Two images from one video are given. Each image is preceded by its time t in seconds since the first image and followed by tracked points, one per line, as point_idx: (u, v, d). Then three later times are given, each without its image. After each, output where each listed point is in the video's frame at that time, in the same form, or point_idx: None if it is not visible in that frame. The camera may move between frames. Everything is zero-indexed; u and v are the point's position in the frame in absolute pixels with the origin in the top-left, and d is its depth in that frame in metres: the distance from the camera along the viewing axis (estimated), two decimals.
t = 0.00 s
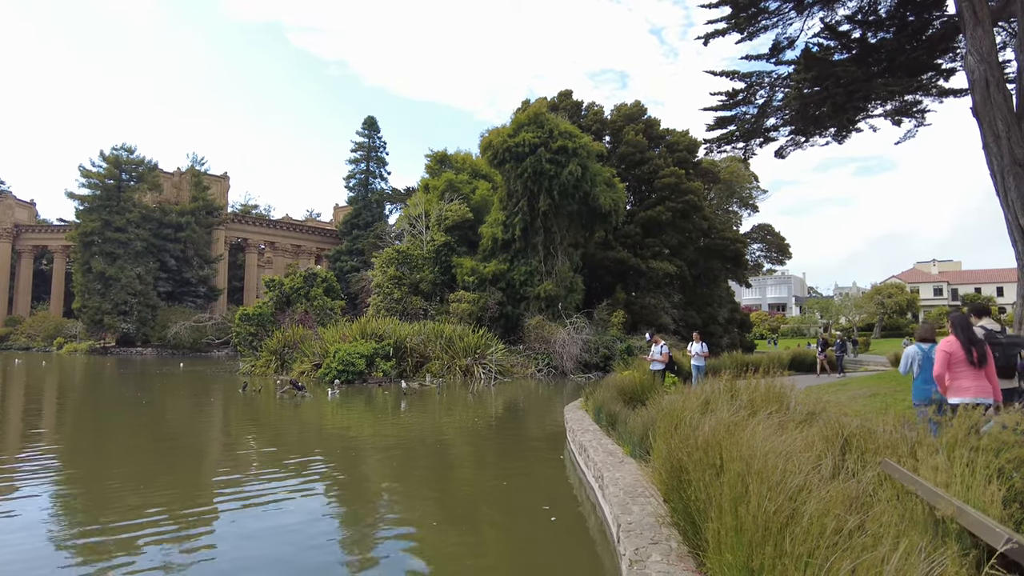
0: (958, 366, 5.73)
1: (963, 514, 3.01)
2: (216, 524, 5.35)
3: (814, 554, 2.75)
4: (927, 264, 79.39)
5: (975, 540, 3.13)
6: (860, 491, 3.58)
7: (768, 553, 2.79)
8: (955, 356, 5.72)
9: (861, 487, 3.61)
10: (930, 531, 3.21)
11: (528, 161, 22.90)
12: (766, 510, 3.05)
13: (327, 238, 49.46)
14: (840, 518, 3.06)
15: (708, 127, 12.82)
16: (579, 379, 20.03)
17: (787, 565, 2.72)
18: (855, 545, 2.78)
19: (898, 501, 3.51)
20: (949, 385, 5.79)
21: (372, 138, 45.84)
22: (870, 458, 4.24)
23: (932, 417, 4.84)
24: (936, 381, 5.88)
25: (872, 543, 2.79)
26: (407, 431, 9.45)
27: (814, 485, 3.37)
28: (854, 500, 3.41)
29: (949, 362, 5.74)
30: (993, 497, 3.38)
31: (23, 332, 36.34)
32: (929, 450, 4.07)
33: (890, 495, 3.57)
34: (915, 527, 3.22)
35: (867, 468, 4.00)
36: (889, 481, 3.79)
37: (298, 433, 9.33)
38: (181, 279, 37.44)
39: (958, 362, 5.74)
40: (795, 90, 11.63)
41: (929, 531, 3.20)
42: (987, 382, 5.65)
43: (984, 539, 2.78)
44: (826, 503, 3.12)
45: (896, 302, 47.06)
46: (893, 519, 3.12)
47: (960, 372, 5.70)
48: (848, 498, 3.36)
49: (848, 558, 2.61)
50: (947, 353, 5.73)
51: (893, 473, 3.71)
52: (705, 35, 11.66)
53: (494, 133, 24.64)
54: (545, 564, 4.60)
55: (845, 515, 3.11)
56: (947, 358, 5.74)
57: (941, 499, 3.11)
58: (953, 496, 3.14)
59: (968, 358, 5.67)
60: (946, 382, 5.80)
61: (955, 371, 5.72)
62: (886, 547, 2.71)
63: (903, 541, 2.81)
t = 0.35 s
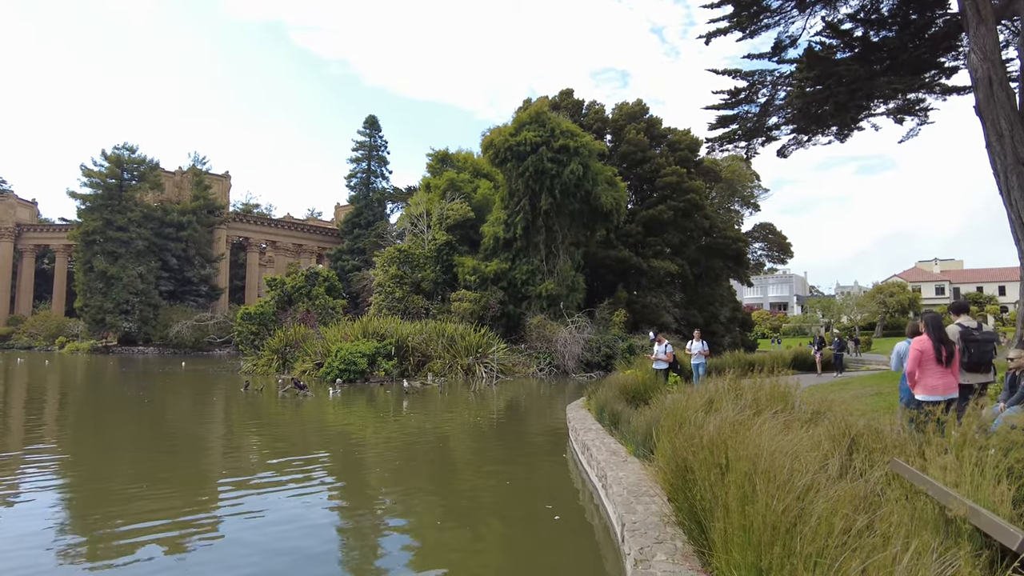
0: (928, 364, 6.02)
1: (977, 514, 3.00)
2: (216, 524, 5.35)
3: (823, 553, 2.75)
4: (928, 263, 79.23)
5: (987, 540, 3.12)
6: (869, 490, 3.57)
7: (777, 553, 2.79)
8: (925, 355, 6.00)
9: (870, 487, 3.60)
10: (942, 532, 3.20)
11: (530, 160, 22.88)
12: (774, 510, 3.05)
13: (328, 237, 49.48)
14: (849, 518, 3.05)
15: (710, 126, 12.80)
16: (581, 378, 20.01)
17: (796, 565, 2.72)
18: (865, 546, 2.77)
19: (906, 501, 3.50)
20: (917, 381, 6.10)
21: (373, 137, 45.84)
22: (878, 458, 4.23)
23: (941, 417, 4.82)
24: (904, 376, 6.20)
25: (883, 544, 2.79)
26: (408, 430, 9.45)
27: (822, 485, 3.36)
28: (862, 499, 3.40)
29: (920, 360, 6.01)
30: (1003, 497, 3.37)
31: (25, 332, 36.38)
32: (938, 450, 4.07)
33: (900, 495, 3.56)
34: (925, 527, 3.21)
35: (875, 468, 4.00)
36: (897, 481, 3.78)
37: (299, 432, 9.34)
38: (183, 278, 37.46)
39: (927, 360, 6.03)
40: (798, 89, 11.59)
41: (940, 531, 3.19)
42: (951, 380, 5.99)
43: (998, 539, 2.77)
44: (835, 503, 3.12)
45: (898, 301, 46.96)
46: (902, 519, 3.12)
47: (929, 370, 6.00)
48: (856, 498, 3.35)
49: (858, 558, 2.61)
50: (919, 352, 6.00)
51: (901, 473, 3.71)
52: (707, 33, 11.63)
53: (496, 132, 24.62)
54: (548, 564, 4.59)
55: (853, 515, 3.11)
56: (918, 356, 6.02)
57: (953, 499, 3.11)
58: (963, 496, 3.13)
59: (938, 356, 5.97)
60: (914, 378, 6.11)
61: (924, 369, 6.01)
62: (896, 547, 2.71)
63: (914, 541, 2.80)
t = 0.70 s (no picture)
0: (908, 364, 6.28)
1: (998, 515, 2.97)
2: (225, 522, 5.38)
3: (839, 555, 2.74)
4: (938, 262, 78.59)
5: (1008, 541, 3.09)
6: (885, 491, 3.55)
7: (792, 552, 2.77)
8: (906, 355, 6.27)
9: (887, 488, 3.57)
10: (961, 532, 3.16)
11: (536, 159, 22.87)
12: (789, 510, 3.03)
13: (335, 236, 49.62)
14: (865, 518, 3.03)
15: (718, 124, 12.76)
16: (588, 378, 19.97)
17: (812, 566, 2.71)
18: (882, 546, 2.76)
19: (923, 501, 3.47)
20: (897, 381, 6.35)
21: (380, 137, 45.92)
22: (893, 458, 4.20)
23: (957, 417, 4.77)
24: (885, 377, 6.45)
25: (901, 544, 2.76)
26: (416, 429, 9.48)
27: (837, 485, 3.34)
28: (878, 500, 3.38)
29: (901, 360, 6.28)
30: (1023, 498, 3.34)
31: (35, 331, 36.68)
32: (954, 450, 4.03)
33: (916, 495, 3.53)
34: (944, 527, 3.18)
35: (891, 468, 3.96)
36: (914, 481, 3.75)
37: (308, 431, 9.37)
38: (191, 278, 37.65)
39: (907, 360, 6.30)
40: (806, 87, 11.53)
41: (958, 531, 3.16)
42: (929, 379, 6.19)
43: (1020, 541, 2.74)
44: (850, 503, 3.10)
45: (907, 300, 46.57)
46: (920, 519, 3.09)
47: (908, 369, 6.25)
48: (872, 498, 3.33)
49: (876, 558, 2.58)
50: (899, 352, 6.29)
51: (918, 473, 3.68)
52: (714, 32, 11.59)
53: (502, 131, 24.63)
54: (558, 563, 4.58)
55: (869, 515, 3.09)
56: (898, 356, 6.30)
57: (974, 500, 3.08)
58: (984, 496, 3.10)
59: (917, 357, 6.23)
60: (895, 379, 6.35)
61: (904, 369, 6.28)
62: (914, 548, 2.69)
63: (933, 542, 2.78)
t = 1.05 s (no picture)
0: (894, 360, 6.83)
1: None
2: (242, 521, 5.41)
3: (863, 556, 2.71)
4: (957, 259, 77.40)
5: None
6: (909, 491, 3.51)
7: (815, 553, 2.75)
8: (891, 351, 6.83)
9: (911, 488, 3.53)
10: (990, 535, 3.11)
11: (550, 157, 22.83)
12: (812, 510, 3.00)
13: (349, 236, 49.92)
14: (889, 519, 2.99)
15: (733, 121, 12.67)
16: (603, 377, 19.92)
17: (836, 567, 2.68)
18: (907, 549, 2.72)
19: (949, 502, 3.42)
20: (886, 374, 6.92)
21: (393, 136, 46.11)
22: (917, 458, 4.13)
23: (982, 418, 4.69)
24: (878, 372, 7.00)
25: (927, 547, 2.73)
26: (430, 428, 9.51)
27: (860, 486, 3.30)
28: (903, 500, 3.34)
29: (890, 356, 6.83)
30: None
31: (56, 330, 37.25)
32: (981, 451, 3.96)
33: (941, 496, 3.48)
34: (971, 529, 3.13)
35: (915, 468, 3.91)
36: (939, 481, 3.69)
37: (323, 429, 9.43)
38: (207, 277, 38.03)
39: (894, 356, 6.85)
40: (822, 83, 11.41)
41: (986, 533, 3.11)
42: (916, 373, 6.73)
43: None
44: (874, 503, 3.06)
45: (926, 298, 45.94)
46: (946, 521, 3.05)
47: (895, 365, 6.80)
48: (896, 499, 3.29)
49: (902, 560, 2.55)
50: (884, 349, 6.87)
51: (944, 473, 3.62)
52: (729, 29, 11.50)
53: (515, 130, 24.63)
54: (575, 563, 4.57)
55: (894, 516, 3.05)
56: (885, 352, 6.88)
57: (1004, 502, 3.02)
58: (1015, 497, 3.05)
59: (901, 352, 6.77)
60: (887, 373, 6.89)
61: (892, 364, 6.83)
62: (941, 551, 2.65)
63: (960, 544, 2.73)
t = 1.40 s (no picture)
0: (897, 363, 6.85)
1: None
2: (264, 518, 5.47)
3: (895, 559, 2.67)
4: (986, 257, 75.71)
5: None
6: (942, 494, 3.44)
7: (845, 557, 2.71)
8: (895, 354, 6.85)
9: (945, 490, 3.46)
10: None
11: (569, 156, 22.78)
12: (842, 510, 2.96)
13: (369, 236, 50.28)
14: (922, 522, 2.94)
15: (754, 119, 12.53)
16: (623, 376, 19.80)
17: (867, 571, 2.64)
18: (941, 552, 2.67)
19: (985, 506, 3.35)
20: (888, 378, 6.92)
21: (413, 137, 46.34)
22: (949, 460, 4.05)
23: (1017, 421, 4.58)
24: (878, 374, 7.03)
25: (961, 551, 2.67)
26: (450, 426, 9.55)
27: (891, 487, 3.24)
28: (936, 503, 3.27)
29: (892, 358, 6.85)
30: None
31: (84, 329, 38.06)
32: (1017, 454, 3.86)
33: (976, 500, 3.41)
34: (1007, 533, 3.06)
35: (948, 470, 3.83)
36: (974, 485, 3.60)
37: (345, 428, 9.51)
38: (230, 278, 38.56)
39: (897, 359, 6.87)
40: (845, 79, 11.25)
41: None
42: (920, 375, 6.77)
43: None
44: (906, 506, 3.01)
45: (953, 297, 45.01)
46: (982, 526, 2.98)
47: (897, 368, 6.82)
48: (929, 501, 3.23)
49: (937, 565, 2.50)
50: (888, 352, 6.87)
51: (979, 476, 3.54)
52: (750, 25, 11.38)
53: (534, 129, 24.63)
54: (597, 563, 4.57)
55: (926, 519, 2.99)
56: (888, 355, 6.89)
57: None
58: None
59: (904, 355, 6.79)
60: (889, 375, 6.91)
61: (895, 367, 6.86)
62: (977, 556, 2.59)
63: (997, 549, 2.67)
